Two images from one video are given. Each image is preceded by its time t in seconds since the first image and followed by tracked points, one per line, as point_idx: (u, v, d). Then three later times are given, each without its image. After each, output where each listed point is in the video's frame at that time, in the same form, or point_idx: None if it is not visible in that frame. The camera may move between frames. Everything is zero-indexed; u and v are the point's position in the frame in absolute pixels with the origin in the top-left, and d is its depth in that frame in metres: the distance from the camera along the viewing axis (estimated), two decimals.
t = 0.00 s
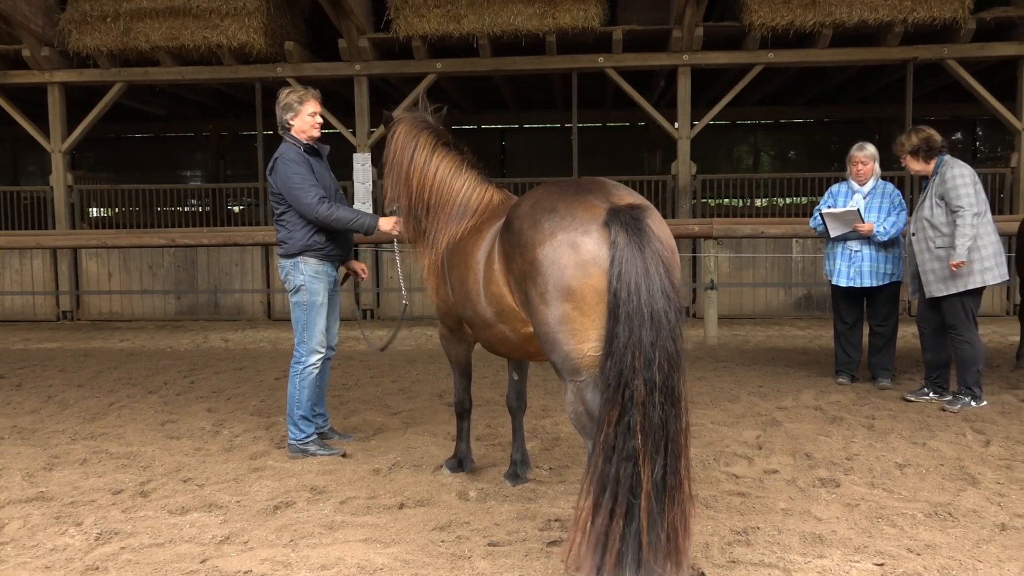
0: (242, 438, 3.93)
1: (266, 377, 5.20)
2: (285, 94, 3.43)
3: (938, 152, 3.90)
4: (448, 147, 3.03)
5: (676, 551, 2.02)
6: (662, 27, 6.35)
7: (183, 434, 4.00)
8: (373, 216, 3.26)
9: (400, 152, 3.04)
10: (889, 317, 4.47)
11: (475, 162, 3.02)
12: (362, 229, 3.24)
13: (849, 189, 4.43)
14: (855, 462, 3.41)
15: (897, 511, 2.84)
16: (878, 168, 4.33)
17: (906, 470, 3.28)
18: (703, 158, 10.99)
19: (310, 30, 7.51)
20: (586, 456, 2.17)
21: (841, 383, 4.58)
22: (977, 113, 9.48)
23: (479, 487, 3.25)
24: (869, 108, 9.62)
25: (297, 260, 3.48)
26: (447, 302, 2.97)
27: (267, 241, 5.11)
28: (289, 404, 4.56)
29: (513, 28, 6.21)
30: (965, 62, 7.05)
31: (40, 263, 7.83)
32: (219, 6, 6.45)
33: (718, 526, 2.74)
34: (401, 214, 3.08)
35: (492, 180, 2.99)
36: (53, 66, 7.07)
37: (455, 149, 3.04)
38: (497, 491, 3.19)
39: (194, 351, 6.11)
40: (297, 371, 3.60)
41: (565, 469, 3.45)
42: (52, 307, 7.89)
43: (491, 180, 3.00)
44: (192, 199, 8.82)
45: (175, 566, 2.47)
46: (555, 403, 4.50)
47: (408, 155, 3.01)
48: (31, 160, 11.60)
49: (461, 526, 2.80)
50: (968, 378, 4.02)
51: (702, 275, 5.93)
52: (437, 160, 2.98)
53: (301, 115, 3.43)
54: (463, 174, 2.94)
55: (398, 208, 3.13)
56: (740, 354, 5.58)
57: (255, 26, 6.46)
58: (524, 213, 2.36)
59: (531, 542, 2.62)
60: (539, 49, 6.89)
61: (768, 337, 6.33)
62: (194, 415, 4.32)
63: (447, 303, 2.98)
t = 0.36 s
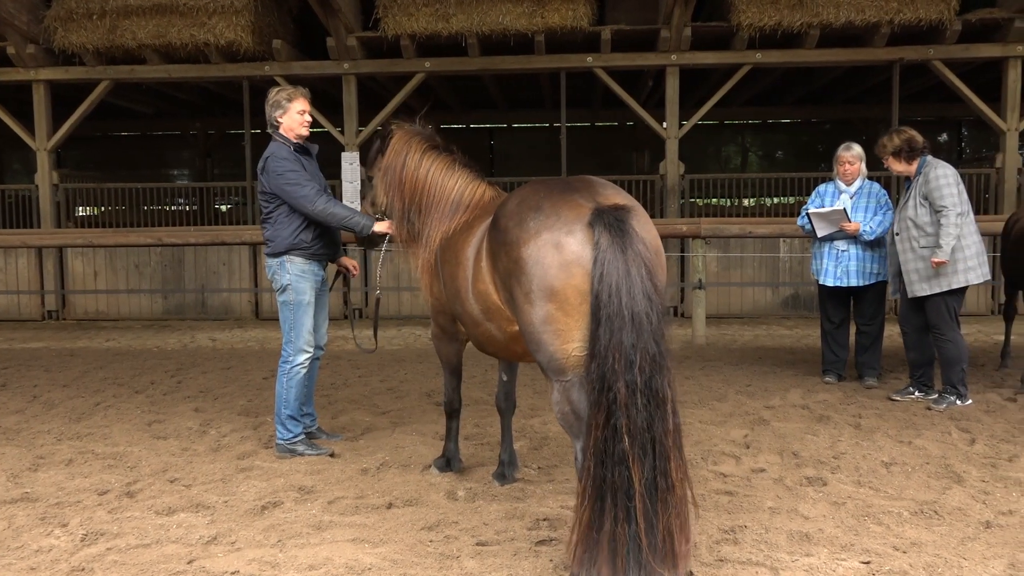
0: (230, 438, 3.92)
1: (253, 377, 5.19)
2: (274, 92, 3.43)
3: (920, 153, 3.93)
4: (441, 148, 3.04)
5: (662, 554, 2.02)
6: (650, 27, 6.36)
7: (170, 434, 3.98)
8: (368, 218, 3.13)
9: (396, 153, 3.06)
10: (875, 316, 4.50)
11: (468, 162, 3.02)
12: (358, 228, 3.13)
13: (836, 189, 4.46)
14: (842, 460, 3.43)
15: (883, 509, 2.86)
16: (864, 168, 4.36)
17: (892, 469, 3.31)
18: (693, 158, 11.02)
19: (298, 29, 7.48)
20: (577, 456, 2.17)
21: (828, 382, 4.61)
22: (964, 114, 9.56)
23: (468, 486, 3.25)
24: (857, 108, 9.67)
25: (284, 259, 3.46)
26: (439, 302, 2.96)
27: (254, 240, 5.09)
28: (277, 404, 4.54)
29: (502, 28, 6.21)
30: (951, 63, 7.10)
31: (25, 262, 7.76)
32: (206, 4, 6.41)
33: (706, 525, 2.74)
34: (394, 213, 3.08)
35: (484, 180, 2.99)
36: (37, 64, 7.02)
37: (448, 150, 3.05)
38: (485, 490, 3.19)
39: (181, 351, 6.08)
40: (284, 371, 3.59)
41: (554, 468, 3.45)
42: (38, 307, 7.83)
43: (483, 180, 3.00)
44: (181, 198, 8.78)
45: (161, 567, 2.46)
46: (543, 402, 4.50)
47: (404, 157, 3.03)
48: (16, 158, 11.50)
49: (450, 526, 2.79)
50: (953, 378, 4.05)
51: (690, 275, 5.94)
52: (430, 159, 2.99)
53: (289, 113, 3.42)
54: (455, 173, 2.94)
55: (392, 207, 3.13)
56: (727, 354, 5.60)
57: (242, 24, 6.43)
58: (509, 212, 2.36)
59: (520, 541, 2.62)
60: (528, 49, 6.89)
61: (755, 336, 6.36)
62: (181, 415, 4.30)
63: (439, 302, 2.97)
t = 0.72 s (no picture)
0: (218, 439, 3.90)
1: (241, 377, 5.16)
2: (264, 91, 3.41)
3: (914, 153, 3.96)
4: (438, 148, 3.03)
5: (641, 556, 2.02)
6: (639, 27, 6.37)
7: (157, 435, 3.96)
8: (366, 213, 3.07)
9: (395, 150, 3.05)
10: (862, 315, 4.52)
11: (464, 161, 3.02)
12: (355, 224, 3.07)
13: (823, 188, 4.48)
14: (829, 459, 3.45)
15: (871, 507, 2.88)
16: (851, 167, 4.38)
17: (880, 467, 3.32)
18: (683, 158, 11.04)
19: (287, 28, 7.46)
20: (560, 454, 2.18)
21: (815, 381, 4.63)
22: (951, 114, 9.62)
23: (457, 486, 3.25)
24: (846, 108, 9.72)
25: (274, 259, 3.45)
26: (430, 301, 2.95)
27: (242, 240, 5.07)
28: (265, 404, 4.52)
29: (491, 27, 6.21)
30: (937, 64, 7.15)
31: (11, 262, 7.70)
32: (193, 2, 6.38)
33: (695, 524, 2.75)
34: (389, 211, 3.08)
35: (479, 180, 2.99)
36: (23, 62, 6.98)
37: (445, 148, 3.05)
38: (474, 490, 3.19)
39: (169, 351, 6.05)
40: (272, 370, 3.58)
41: (542, 467, 3.45)
42: (24, 307, 7.77)
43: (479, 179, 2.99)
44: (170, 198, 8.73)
45: (148, 568, 2.45)
46: (532, 402, 4.51)
47: (401, 154, 3.02)
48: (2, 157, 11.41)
49: (439, 526, 2.79)
50: (939, 376, 4.08)
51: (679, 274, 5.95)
52: (426, 157, 2.98)
53: (280, 112, 3.40)
54: (451, 172, 2.94)
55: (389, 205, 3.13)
56: (715, 353, 5.62)
57: (230, 23, 6.40)
58: (499, 210, 2.35)
59: (508, 541, 2.62)
60: (517, 48, 6.89)
61: (743, 335, 6.38)
62: (168, 416, 4.28)
63: (430, 301, 2.96)
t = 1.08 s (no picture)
0: (209, 439, 3.89)
1: (233, 377, 5.15)
2: (259, 90, 3.40)
3: (915, 153, 3.99)
4: (435, 148, 3.03)
5: (634, 555, 2.02)
6: (631, 27, 6.38)
7: (148, 436, 3.94)
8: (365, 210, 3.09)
9: (395, 149, 3.05)
10: (853, 315, 4.54)
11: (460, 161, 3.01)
12: (355, 221, 3.09)
13: (814, 189, 4.49)
14: (820, 458, 3.46)
15: (861, 506, 2.89)
16: (842, 167, 4.39)
17: (871, 466, 3.34)
18: (676, 158, 11.06)
19: (278, 27, 7.44)
20: (553, 454, 2.18)
21: (807, 380, 4.64)
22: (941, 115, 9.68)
23: (449, 486, 3.24)
24: (838, 109, 9.75)
25: (268, 258, 3.43)
26: (423, 300, 2.95)
27: (233, 240, 5.06)
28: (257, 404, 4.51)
29: (483, 27, 6.21)
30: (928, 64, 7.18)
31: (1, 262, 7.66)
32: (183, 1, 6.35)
33: (687, 523, 2.75)
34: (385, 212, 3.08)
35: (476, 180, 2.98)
36: (12, 61, 6.94)
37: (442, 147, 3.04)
38: (466, 490, 3.18)
39: (160, 351, 6.02)
40: (265, 371, 3.56)
41: (534, 467, 3.45)
42: (13, 307, 7.72)
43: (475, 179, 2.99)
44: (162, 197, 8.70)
45: (139, 570, 2.44)
46: (524, 402, 4.51)
47: (400, 154, 3.03)
48: None
49: (431, 526, 2.79)
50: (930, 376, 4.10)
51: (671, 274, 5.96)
52: (423, 156, 2.98)
53: (275, 110, 3.39)
54: (448, 171, 2.93)
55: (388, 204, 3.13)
56: (707, 352, 5.63)
57: (221, 22, 6.38)
58: (491, 209, 2.35)
59: (501, 541, 2.62)
60: (510, 48, 6.89)
61: (735, 335, 6.40)
62: (159, 416, 4.26)
63: (423, 300, 2.96)
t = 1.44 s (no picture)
0: (202, 441, 3.88)
1: (227, 378, 5.14)
2: (254, 91, 3.40)
3: (916, 155, 4.01)
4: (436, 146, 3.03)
5: (629, 556, 2.03)
6: (624, 29, 6.39)
7: (140, 438, 3.93)
8: (358, 203, 3.06)
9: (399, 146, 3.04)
10: (847, 316, 4.55)
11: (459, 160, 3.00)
12: (349, 215, 3.06)
13: (807, 190, 4.51)
14: (813, 458, 3.47)
15: (855, 506, 2.90)
16: (835, 169, 4.41)
17: (864, 466, 3.35)
18: (670, 159, 11.08)
19: (271, 28, 7.43)
20: (547, 455, 2.18)
21: (800, 381, 4.65)
22: (934, 116, 9.72)
23: (443, 488, 3.24)
24: (831, 110, 9.78)
25: (261, 259, 3.43)
26: (416, 301, 2.94)
27: (226, 241, 5.05)
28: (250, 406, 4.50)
29: (477, 28, 6.21)
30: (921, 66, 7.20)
31: None
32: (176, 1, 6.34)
33: (681, 523, 2.76)
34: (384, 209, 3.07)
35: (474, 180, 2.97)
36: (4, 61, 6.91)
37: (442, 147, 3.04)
38: (460, 491, 3.18)
39: (153, 353, 6.01)
40: (258, 372, 3.55)
41: (528, 468, 3.45)
42: (5, 308, 7.69)
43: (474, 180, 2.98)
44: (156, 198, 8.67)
45: (131, 573, 2.43)
46: (518, 403, 4.51)
47: (403, 150, 3.01)
48: None
49: (425, 527, 2.79)
50: (924, 376, 4.11)
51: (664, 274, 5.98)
52: (423, 153, 2.97)
53: (271, 111, 3.39)
54: (449, 170, 2.92)
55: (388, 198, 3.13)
56: (701, 353, 5.64)
57: (215, 22, 6.36)
58: (483, 210, 2.35)
59: (495, 542, 2.62)
60: (504, 49, 6.89)
61: (728, 335, 6.41)
62: (151, 418, 4.25)
63: (416, 300, 2.95)
